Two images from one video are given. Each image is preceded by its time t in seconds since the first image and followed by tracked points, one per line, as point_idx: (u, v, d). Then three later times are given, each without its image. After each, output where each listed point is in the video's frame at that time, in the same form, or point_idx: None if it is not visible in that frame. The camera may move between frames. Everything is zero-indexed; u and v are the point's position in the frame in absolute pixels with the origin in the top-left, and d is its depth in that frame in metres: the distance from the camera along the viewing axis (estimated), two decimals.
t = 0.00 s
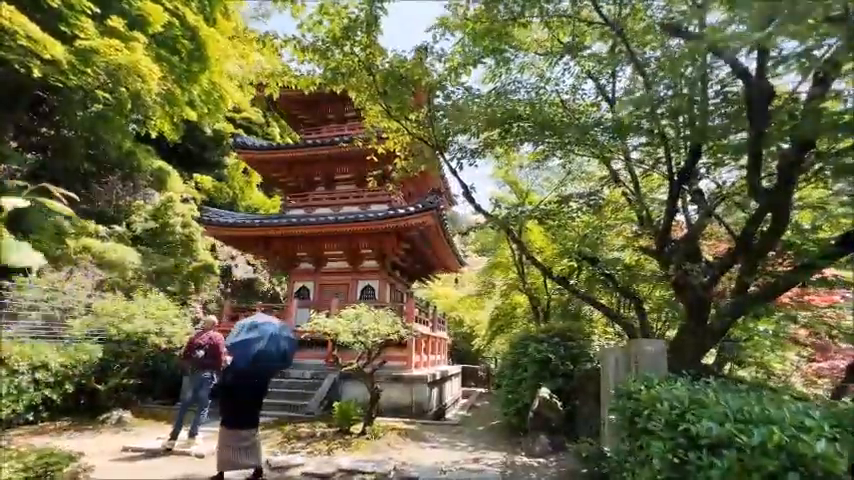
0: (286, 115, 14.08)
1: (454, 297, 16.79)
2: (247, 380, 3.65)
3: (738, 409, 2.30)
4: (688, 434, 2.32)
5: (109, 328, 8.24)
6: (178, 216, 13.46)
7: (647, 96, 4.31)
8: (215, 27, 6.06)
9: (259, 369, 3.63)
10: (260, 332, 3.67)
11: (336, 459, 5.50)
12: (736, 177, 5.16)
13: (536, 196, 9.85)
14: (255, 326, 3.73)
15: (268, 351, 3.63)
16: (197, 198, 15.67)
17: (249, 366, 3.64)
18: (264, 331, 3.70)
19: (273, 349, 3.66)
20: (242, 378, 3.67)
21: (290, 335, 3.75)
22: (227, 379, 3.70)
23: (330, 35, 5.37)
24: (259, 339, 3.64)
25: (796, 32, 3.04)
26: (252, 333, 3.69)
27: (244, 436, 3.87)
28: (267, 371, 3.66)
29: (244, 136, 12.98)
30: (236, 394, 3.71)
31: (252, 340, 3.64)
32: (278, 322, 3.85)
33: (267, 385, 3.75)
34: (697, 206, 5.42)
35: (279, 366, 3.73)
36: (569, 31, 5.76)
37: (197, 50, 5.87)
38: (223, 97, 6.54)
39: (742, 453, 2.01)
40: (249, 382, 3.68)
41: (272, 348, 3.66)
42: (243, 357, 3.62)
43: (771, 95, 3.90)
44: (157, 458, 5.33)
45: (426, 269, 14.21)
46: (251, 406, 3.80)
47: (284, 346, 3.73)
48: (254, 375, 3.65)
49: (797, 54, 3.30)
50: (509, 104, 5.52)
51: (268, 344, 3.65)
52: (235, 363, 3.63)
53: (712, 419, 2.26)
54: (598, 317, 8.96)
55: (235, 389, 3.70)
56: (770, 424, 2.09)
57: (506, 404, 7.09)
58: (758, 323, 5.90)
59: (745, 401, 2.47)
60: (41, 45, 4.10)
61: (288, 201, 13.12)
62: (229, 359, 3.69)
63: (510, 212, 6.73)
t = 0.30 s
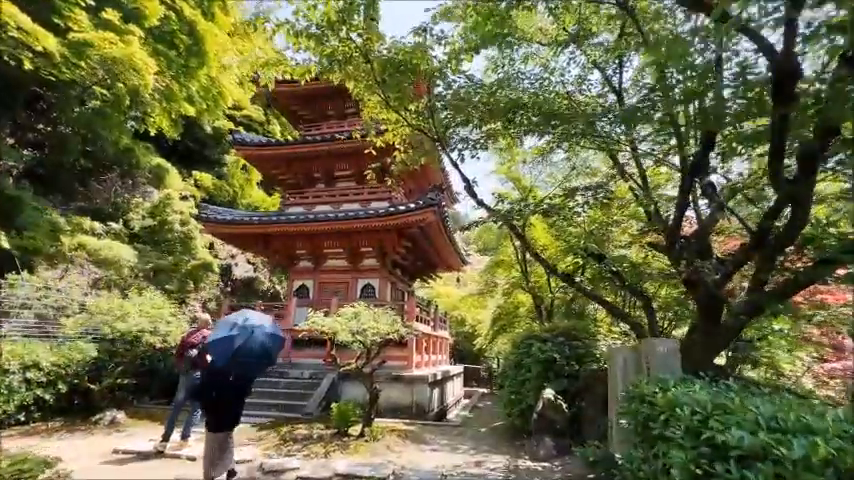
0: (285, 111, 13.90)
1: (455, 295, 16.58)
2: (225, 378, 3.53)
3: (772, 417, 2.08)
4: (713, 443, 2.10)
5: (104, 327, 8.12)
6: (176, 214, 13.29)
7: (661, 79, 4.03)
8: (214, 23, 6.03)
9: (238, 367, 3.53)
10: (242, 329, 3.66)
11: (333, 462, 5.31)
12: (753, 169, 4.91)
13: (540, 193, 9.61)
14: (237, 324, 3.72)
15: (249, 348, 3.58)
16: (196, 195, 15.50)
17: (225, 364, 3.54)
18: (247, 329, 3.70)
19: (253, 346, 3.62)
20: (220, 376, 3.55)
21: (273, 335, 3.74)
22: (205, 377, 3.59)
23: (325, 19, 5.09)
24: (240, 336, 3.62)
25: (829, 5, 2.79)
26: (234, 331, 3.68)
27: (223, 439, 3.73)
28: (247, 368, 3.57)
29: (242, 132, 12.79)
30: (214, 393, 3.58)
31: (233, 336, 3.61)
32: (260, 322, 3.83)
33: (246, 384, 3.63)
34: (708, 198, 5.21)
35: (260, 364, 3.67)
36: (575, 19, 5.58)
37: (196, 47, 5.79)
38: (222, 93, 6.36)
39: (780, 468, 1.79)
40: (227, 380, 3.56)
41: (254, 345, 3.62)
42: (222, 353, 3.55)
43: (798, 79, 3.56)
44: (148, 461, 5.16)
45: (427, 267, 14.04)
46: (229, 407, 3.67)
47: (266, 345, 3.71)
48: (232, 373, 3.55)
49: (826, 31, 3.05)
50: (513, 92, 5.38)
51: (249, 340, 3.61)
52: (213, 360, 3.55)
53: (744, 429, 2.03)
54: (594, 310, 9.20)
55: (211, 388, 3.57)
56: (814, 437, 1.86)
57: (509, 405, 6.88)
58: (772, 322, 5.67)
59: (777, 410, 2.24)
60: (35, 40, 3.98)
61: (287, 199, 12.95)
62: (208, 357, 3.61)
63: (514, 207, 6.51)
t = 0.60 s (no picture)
0: (287, 107, 13.73)
1: (458, 294, 16.37)
2: (213, 378, 3.36)
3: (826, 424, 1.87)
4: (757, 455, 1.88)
5: (98, 324, 7.84)
6: (176, 211, 13.13)
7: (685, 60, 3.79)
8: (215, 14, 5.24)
9: (227, 366, 3.36)
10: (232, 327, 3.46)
11: (332, 465, 5.11)
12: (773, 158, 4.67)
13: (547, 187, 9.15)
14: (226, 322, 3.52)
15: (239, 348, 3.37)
16: (197, 192, 15.31)
17: (214, 365, 3.33)
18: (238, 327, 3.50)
19: (245, 345, 3.42)
20: (208, 375, 3.38)
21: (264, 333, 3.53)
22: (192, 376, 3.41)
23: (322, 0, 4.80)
24: (231, 334, 3.43)
25: None
26: (225, 328, 3.50)
27: (210, 440, 3.56)
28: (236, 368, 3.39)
29: (242, 128, 12.61)
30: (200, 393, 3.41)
31: (222, 334, 3.42)
32: (251, 319, 3.64)
33: (235, 384, 3.47)
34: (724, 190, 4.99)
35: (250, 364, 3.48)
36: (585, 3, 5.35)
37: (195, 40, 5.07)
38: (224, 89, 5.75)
39: None
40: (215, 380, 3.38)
41: (244, 344, 3.41)
42: (210, 351, 3.35)
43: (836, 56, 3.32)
44: (140, 463, 4.99)
45: (429, 265, 13.85)
46: (217, 408, 3.51)
47: (257, 344, 3.50)
48: (220, 373, 3.36)
49: None
50: (520, 78, 5.12)
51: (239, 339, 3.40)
52: (201, 359, 3.36)
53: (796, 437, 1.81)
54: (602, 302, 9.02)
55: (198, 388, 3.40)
56: None
57: (514, 406, 6.66)
58: (791, 321, 5.43)
59: (827, 416, 2.03)
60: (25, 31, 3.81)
61: (288, 195, 12.77)
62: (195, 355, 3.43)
63: (519, 199, 6.29)
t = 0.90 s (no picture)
0: (287, 102, 13.53)
1: (462, 292, 16.14)
2: (207, 375, 3.19)
3: None
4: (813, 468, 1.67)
5: (93, 323, 7.59)
6: (176, 208, 12.95)
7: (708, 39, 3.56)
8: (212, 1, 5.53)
9: (222, 366, 3.17)
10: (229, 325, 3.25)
11: (332, 469, 4.91)
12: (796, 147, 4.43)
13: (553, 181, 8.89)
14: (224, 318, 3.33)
15: (236, 347, 3.16)
16: (197, 189, 15.15)
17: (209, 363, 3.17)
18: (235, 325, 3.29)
19: (241, 345, 3.21)
20: (204, 373, 3.22)
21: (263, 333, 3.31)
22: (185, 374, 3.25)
23: None
24: (227, 333, 3.22)
25: None
26: (222, 325, 3.28)
27: (197, 442, 3.38)
28: (232, 368, 3.19)
29: (242, 123, 12.38)
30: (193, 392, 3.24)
31: (217, 332, 3.20)
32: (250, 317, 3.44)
33: (230, 383, 3.30)
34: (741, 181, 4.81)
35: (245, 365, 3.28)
36: None
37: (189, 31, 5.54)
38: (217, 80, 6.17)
39: None
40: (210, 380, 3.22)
41: (240, 344, 3.20)
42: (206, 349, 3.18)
43: None
44: (133, 467, 4.80)
45: (432, 263, 13.64)
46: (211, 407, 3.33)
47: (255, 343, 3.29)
48: (216, 371, 3.21)
49: None
50: (527, 64, 4.89)
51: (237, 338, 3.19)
52: (196, 356, 3.20)
53: None
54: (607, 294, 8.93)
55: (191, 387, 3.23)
56: None
57: (521, 407, 6.45)
58: (814, 318, 5.17)
59: None
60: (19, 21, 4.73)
61: (289, 192, 12.57)
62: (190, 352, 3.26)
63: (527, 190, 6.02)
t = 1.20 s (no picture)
0: (287, 98, 13.33)
1: (464, 290, 15.92)
2: (193, 375, 2.88)
3: None
4: None
5: (85, 321, 7.50)
6: (175, 205, 12.80)
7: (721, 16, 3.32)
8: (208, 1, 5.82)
9: (208, 366, 2.83)
10: (218, 321, 2.88)
11: (326, 474, 4.71)
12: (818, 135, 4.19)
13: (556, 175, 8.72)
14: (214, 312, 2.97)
15: (222, 347, 2.78)
16: (197, 186, 15.01)
17: (194, 363, 2.85)
18: (224, 321, 2.91)
19: (229, 343, 2.84)
20: (189, 372, 2.90)
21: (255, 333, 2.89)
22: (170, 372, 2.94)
23: None
24: (215, 330, 2.86)
25: None
26: (210, 322, 2.93)
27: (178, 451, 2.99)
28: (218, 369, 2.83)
29: (240, 119, 12.19)
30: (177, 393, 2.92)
31: (204, 329, 2.86)
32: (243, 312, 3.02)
33: (218, 385, 2.96)
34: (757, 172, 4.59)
35: (234, 366, 2.92)
36: None
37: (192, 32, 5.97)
38: (223, 82, 6.52)
39: None
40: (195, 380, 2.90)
41: (227, 343, 2.85)
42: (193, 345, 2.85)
43: None
44: (121, 470, 4.63)
45: (434, 261, 13.43)
46: (197, 411, 3.00)
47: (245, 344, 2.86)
48: (202, 371, 2.89)
49: None
50: (532, 47, 4.63)
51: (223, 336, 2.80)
52: (181, 353, 2.86)
53: None
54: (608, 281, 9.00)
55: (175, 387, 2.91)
56: None
57: (524, 409, 6.22)
58: (836, 317, 4.91)
59: None
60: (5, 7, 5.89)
61: (289, 189, 12.37)
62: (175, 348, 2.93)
63: (530, 181, 5.78)
